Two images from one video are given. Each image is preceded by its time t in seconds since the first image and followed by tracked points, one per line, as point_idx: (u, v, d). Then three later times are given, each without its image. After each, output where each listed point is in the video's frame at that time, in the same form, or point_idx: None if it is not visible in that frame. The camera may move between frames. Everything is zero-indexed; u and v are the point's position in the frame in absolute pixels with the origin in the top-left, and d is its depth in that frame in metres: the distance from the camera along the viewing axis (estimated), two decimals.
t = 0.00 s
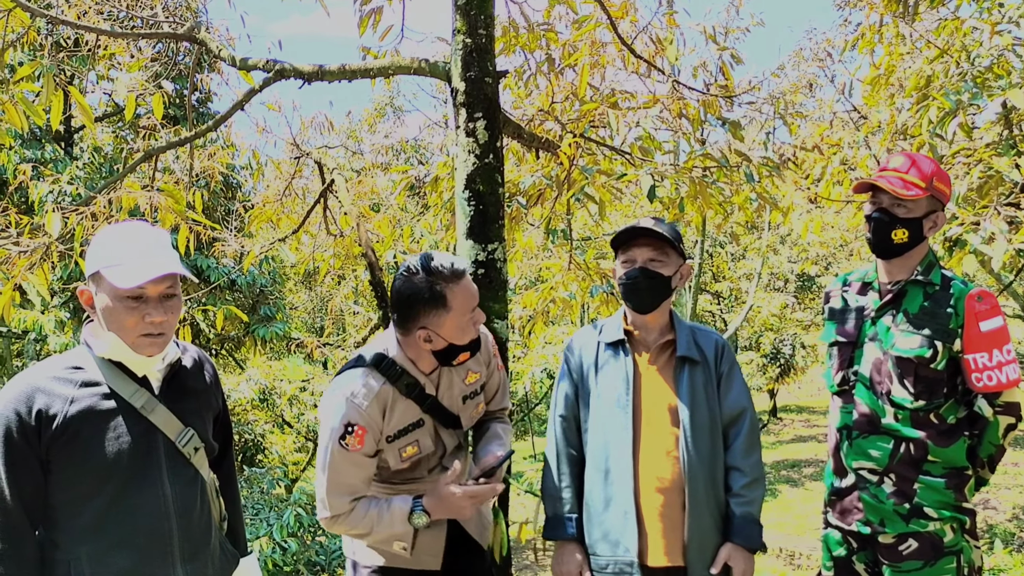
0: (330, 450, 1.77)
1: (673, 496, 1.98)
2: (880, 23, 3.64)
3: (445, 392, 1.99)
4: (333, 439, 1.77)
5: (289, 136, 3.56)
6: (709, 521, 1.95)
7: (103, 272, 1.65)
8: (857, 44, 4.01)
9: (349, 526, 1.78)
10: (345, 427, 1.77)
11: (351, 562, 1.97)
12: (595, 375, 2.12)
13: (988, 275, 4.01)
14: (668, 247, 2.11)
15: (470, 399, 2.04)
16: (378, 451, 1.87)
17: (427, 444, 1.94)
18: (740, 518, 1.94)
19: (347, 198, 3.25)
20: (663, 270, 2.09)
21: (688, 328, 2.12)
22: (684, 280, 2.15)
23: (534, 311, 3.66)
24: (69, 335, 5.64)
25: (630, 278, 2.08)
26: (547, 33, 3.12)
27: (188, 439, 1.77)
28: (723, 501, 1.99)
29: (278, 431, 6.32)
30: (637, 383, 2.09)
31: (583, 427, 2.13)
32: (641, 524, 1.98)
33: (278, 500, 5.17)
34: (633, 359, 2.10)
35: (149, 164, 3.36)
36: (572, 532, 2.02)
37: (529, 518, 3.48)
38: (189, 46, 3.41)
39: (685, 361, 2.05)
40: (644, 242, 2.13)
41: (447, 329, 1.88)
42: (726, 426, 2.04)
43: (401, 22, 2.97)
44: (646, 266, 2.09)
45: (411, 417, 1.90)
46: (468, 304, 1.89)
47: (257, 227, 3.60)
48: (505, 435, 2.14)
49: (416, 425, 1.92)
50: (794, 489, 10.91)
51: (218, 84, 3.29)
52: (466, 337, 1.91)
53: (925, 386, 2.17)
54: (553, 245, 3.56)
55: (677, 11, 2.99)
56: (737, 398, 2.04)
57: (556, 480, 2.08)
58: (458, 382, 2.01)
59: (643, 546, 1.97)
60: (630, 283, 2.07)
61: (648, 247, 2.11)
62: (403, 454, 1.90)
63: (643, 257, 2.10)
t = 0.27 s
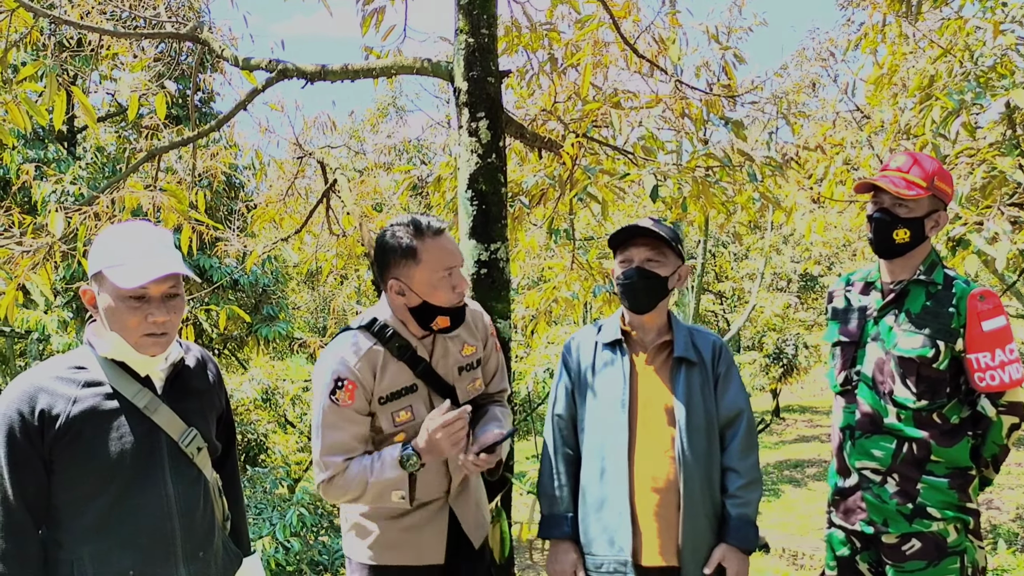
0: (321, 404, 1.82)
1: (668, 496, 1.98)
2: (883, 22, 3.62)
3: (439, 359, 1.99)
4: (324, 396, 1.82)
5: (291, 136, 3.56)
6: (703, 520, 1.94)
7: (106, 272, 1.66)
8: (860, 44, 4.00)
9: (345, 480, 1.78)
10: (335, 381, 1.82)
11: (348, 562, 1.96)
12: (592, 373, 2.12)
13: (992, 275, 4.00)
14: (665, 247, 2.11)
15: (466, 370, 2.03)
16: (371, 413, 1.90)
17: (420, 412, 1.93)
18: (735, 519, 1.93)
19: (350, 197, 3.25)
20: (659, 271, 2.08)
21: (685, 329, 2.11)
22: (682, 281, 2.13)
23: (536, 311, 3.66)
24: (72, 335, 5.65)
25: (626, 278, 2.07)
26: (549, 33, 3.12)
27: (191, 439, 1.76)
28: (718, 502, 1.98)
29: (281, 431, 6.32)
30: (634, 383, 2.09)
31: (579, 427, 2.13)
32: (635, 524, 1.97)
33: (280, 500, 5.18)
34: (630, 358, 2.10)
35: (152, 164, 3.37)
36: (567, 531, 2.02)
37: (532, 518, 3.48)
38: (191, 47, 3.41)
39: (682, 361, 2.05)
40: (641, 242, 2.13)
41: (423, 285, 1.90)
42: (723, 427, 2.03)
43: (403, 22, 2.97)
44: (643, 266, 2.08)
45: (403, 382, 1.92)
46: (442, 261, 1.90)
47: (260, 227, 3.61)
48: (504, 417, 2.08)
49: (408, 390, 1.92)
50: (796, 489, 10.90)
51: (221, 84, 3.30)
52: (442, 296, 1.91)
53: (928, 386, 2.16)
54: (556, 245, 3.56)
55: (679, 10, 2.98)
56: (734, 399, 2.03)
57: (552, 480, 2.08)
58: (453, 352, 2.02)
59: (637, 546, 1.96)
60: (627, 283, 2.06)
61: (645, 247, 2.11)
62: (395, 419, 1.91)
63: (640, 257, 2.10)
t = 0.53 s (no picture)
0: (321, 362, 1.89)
1: (667, 496, 1.95)
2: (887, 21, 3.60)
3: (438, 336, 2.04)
4: (326, 352, 1.89)
5: (293, 135, 3.55)
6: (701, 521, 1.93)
7: (107, 271, 1.64)
8: (864, 43, 3.98)
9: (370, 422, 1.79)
10: (334, 337, 1.91)
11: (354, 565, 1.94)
12: (590, 373, 2.10)
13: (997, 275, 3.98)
14: (661, 246, 2.08)
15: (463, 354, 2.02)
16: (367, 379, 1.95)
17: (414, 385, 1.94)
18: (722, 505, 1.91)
19: (352, 197, 3.24)
20: (656, 271, 2.05)
21: (684, 330, 2.10)
22: (680, 281, 2.10)
23: (538, 311, 3.64)
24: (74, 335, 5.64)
25: (624, 279, 2.05)
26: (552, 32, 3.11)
27: (193, 440, 1.75)
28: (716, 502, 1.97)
29: (282, 431, 6.31)
30: (632, 383, 2.07)
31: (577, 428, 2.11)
32: (634, 524, 1.95)
33: (282, 501, 5.18)
34: (628, 359, 2.09)
35: (154, 164, 3.35)
36: (565, 532, 1.99)
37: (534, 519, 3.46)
38: (193, 46, 3.40)
39: (681, 361, 2.03)
40: (636, 243, 2.10)
41: (401, 257, 1.96)
42: (723, 428, 2.03)
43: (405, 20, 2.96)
44: (640, 267, 2.05)
45: (400, 353, 1.96)
46: (420, 235, 1.94)
47: (261, 227, 3.60)
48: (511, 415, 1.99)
49: (405, 361, 1.95)
50: (799, 490, 10.87)
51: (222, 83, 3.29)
52: (420, 270, 1.95)
53: (932, 386, 2.15)
54: (558, 245, 3.54)
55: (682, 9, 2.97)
56: (736, 400, 2.02)
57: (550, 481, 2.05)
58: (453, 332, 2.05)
59: (635, 546, 1.94)
60: (623, 285, 2.05)
61: (641, 248, 2.08)
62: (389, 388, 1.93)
63: (637, 258, 2.07)
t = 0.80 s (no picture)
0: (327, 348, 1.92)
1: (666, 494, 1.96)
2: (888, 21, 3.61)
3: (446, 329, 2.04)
4: (332, 341, 1.91)
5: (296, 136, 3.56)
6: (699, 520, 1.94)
7: (111, 271, 1.65)
8: (865, 43, 3.99)
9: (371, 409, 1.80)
10: (340, 323, 1.94)
11: (363, 563, 1.95)
12: (590, 373, 2.11)
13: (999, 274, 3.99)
14: (655, 247, 2.09)
15: (469, 347, 2.03)
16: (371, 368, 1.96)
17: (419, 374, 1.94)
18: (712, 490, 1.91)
19: (354, 197, 3.25)
20: (652, 272, 2.06)
21: (682, 329, 2.11)
22: (675, 279, 2.12)
23: (541, 310, 3.65)
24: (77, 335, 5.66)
25: (620, 280, 2.06)
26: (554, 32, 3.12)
27: (196, 439, 1.76)
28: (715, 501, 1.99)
29: (285, 431, 6.32)
30: (632, 383, 2.07)
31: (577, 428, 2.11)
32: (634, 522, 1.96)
33: (285, 500, 5.20)
34: (627, 359, 2.09)
35: (157, 164, 3.37)
36: (565, 532, 1.99)
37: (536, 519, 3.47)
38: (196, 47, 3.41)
39: (678, 361, 2.05)
40: (630, 244, 2.09)
41: (401, 247, 1.98)
42: (721, 425, 2.03)
43: (408, 21, 2.97)
44: (635, 270, 2.06)
45: (404, 343, 1.97)
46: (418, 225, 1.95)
47: (264, 227, 3.61)
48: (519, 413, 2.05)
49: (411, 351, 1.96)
50: (801, 489, 10.88)
51: (225, 84, 3.30)
52: (420, 261, 1.97)
53: (933, 386, 2.15)
54: (560, 245, 3.56)
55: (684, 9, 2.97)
56: (734, 397, 2.03)
57: (550, 481, 2.05)
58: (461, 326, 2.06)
59: (636, 544, 1.95)
60: (619, 287, 2.05)
61: (634, 250, 2.08)
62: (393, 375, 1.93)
63: (631, 261, 2.07)
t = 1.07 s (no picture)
0: (329, 347, 1.96)
1: (668, 494, 1.97)
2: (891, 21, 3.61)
3: (453, 328, 2.03)
4: (332, 341, 1.96)
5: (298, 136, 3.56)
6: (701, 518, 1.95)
7: (112, 270, 1.65)
8: (867, 43, 3.98)
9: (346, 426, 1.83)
10: (340, 324, 1.97)
11: (367, 560, 1.96)
12: (590, 374, 2.09)
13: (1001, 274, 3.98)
14: (650, 247, 2.08)
15: (476, 348, 2.03)
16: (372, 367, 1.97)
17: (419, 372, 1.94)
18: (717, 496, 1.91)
19: (356, 196, 3.25)
20: (649, 273, 2.06)
21: (680, 327, 2.11)
22: (671, 277, 2.11)
23: (542, 310, 3.65)
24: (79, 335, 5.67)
25: (617, 282, 2.05)
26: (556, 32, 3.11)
27: (198, 438, 1.76)
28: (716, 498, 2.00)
29: (287, 431, 6.33)
30: (632, 383, 2.07)
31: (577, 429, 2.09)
32: (637, 522, 1.95)
33: (287, 500, 5.21)
34: (627, 360, 2.08)
35: (159, 164, 3.37)
36: (568, 534, 1.98)
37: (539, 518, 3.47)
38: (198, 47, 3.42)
39: (677, 360, 2.05)
40: (625, 245, 2.08)
41: (401, 236, 2.01)
42: (719, 422, 2.04)
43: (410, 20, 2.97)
44: (632, 271, 2.05)
45: (409, 342, 1.97)
46: (416, 215, 1.97)
47: (266, 227, 3.62)
48: (526, 418, 2.02)
49: (412, 349, 1.96)
50: (803, 489, 10.87)
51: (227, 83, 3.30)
52: (414, 251, 1.98)
53: (935, 385, 2.15)
54: (562, 244, 3.56)
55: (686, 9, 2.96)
56: (731, 394, 2.04)
57: (552, 482, 2.02)
58: (469, 326, 2.05)
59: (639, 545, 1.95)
60: (617, 288, 2.04)
61: (629, 251, 2.07)
62: (393, 373, 1.94)
63: (628, 263, 2.06)
